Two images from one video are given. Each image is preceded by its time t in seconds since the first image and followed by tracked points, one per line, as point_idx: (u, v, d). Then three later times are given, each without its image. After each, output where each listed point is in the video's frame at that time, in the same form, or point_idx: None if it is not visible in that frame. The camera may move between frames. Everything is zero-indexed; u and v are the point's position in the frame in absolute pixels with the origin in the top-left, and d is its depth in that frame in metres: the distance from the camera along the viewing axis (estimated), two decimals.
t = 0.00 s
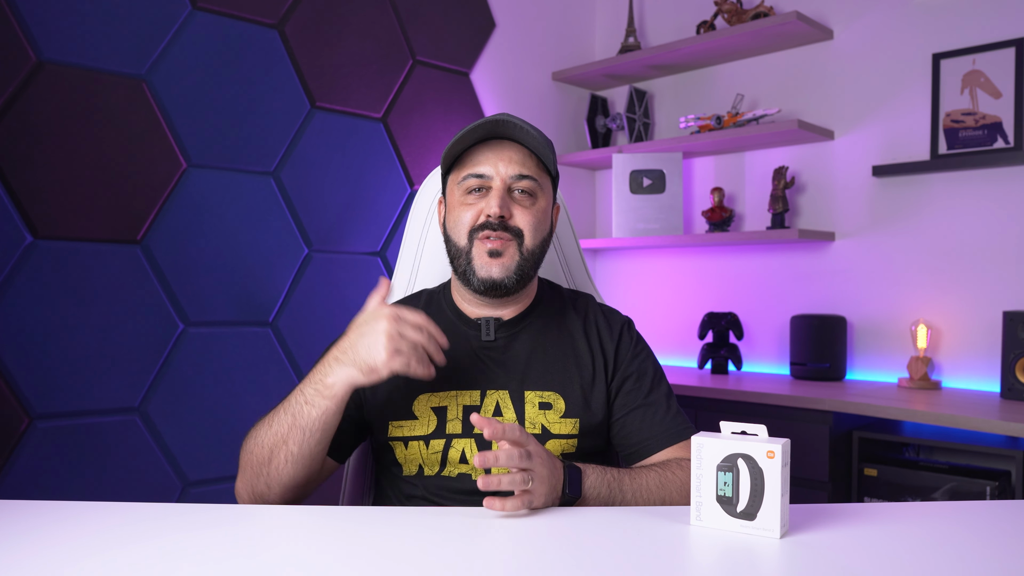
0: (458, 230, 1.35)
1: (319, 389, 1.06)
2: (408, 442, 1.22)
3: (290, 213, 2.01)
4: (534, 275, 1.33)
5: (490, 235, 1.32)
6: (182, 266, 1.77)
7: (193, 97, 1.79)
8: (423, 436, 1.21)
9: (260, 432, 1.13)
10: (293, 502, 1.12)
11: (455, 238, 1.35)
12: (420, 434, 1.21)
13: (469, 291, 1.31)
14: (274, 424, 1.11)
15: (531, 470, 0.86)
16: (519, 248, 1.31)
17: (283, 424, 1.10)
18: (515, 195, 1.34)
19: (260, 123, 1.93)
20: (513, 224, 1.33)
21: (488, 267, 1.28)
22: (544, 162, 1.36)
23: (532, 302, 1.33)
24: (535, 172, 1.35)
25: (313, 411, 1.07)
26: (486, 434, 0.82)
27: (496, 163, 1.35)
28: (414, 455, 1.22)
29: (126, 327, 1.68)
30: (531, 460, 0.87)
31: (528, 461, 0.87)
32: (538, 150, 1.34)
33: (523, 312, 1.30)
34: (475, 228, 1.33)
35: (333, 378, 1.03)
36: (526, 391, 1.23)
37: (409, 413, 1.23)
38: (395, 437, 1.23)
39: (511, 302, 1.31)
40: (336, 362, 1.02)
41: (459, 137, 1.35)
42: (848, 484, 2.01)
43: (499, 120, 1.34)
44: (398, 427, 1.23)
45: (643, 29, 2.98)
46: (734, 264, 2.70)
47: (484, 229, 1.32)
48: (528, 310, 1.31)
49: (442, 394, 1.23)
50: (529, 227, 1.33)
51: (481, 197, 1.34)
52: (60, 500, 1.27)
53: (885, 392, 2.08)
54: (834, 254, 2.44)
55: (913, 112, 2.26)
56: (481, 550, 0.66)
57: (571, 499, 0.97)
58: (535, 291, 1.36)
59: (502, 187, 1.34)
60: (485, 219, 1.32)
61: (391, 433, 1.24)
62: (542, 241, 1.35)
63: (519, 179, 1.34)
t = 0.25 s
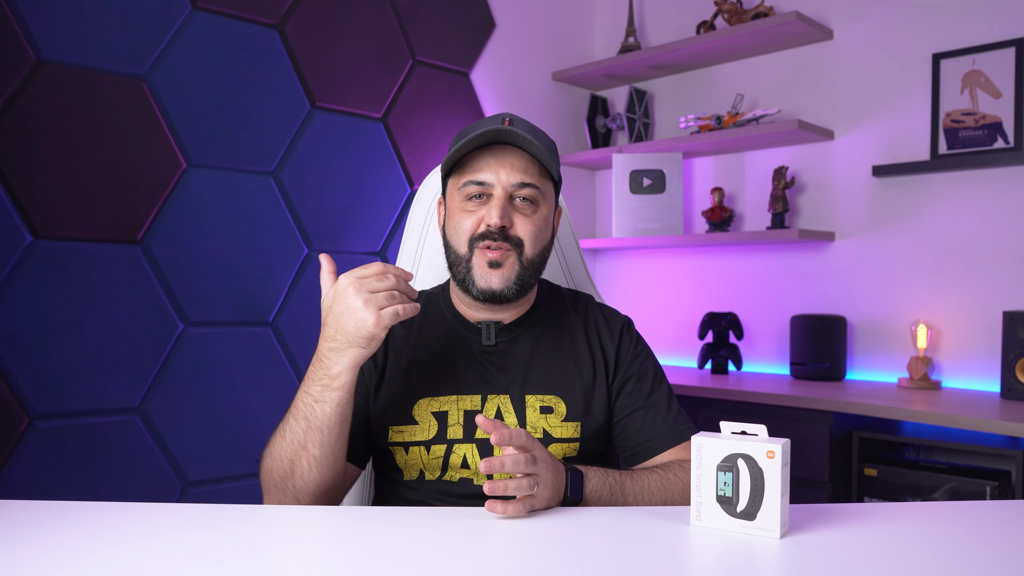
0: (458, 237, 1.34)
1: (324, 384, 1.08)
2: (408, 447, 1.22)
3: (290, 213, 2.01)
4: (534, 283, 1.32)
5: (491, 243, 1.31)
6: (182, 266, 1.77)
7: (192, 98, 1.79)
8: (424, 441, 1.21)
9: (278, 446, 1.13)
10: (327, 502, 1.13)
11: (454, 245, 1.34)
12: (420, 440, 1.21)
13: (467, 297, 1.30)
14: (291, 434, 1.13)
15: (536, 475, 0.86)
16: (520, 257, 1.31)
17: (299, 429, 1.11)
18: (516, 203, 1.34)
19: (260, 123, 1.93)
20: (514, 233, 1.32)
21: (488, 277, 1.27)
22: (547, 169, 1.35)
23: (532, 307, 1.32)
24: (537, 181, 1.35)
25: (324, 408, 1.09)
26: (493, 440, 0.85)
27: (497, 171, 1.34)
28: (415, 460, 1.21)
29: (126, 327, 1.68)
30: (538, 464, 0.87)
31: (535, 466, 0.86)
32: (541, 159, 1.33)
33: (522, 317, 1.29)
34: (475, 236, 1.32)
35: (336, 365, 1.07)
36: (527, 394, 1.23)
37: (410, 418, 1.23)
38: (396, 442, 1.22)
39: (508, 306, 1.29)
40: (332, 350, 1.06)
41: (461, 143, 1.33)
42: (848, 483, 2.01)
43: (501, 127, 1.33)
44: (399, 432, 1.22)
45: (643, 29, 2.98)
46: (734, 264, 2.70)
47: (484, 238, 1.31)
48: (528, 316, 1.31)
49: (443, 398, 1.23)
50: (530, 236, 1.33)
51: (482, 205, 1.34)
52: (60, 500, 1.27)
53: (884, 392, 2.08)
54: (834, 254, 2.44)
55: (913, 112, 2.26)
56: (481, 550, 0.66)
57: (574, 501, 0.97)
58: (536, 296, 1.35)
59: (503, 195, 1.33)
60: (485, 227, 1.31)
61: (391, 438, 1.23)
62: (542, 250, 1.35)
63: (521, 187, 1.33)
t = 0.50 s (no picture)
0: (463, 241, 1.34)
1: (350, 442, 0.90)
2: (412, 447, 1.22)
3: (290, 213, 2.01)
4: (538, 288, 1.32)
5: (495, 248, 1.30)
6: (183, 266, 1.77)
7: (192, 98, 1.79)
8: (427, 441, 1.22)
9: (286, 475, 1.07)
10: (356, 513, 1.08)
11: (460, 250, 1.34)
12: (424, 440, 1.21)
13: (472, 301, 1.30)
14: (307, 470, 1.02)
15: (535, 476, 0.86)
16: (525, 262, 1.30)
17: (323, 475, 0.98)
18: (521, 206, 1.33)
19: (261, 123, 1.93)
20: (518, 238, 1.32)
21: (492, 281, 1.26)
22: (551, 172, 1.34)
23: (536, 309, 1.31)
24: (542, 184, 1.34)
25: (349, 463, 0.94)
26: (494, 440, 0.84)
27: (501, 174, 1.33)
28: (418, 460, 1.22)
29: (126, 328, 1.68)
30: (538, 466, 0.87)
31: (535, 468, 0.86)
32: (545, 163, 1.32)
33: (527, 318, 1.28)
34: (480, 241, 1.32)
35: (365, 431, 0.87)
36: (530, 395, 1.23)
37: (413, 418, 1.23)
38: (399, 441, 1.22)
39: (512, 310, 1.28)
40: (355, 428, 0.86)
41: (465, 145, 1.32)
42: (848, 483, 2.01)
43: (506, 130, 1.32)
44: (403, 432, 1.23)
45: (643, 29, 2.98)
46: (734, 264, 2.70)
47: (489, 243, 1.31)
48: (532, 317, 1.30)
49: (447, 399, 1.23)
50: (534, 241, 1.33)
51: (486, 209, 1.33)
52: (60, 500, 1.27)
53: (884, 392, 2.08)
54: (835, 254, 2.44)
55: (913, 112, 2.26)
56: (481, 550, 0.66)
57: (574, 501, 0.97)
58: (541, 297, 1.35)
59: (508, 199, 1.32)
60: (490, 233, 1.31)
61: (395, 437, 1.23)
62: (547, 254, 1.35)
63: (525, 191, 1.33)
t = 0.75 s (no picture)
0: (468, 239, 1.34)
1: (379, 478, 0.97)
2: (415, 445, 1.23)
3: (290, 213, 2.01)
4: (543, 285, 1.32)
5: (500, 245, 1.30)
6: (182, 266, 1.77)
7: (192, 98, 1.79)
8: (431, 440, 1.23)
9: (296, 478, 1.10)
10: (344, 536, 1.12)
11: (464, 247, 1.34)
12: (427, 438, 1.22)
13: (476, 299, 1.29)
14: (320, 481, 1.07)
15: (534, 468, 0.86)
16: (529, 258, 1.30)
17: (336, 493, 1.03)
18: (525, 203, 1.33)
19: (261, 123, 1.93)
20: (523, 234, 1.32)
21: (497, 278, 1.26)
22: (555, 168, 1.34)
23: (541, 309, 1.31)
24: (546, 180, 1.34)
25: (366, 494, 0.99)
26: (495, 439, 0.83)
27: (505, 171, 1.33)
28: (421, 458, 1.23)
29: (126, 328, 1.68)
30: (537, 456, 0.87)
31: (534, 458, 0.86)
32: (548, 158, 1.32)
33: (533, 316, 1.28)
34: (485, 238, 1.32)
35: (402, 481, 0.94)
36: (534, 395, 1.23)
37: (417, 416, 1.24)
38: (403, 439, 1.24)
39: (519, 309, 1.28)
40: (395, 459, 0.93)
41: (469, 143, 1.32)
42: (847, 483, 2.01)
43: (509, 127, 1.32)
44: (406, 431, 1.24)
45: (643, 29, 2.98)
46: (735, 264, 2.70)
47: (494, 240, 1.31)
48: (537, 317, 1.30)
49: (451, 398, 1.23)
50: (539, 236, 1.33)
51: (491, 206, 1.33)
52: (60, 500, 1.27)
53: (884, 392, 2.08)
54: (835, 254, 2.44)
55: (912, 112, 2.26)
56: (482, 551, 0.66)
57: (574, 502, 0.98)
58: (545, 296, 1.34)
59: (512, 195, 1.32)
60: (495, 229, 1.31)
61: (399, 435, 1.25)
62: (551, 250, 1.35)
63: (529, 187, 1.33)
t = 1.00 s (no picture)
0: (466, 229, 1.34)
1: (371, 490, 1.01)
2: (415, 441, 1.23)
3: (290, 214, 2.01)
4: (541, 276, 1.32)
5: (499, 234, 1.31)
6: (182, 266, 1.77)
7: (192, 98, 1.79)
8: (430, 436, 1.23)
9: (293, 484, 1.13)
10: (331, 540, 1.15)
11: (463, 238, 1.34)
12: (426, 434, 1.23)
13: (475, 290, 1.29)
14: (315, 490, 1.10)
15: (531, 474, 0.87)
16: (528, 247, 1.31)
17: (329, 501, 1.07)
18: (523, 194, 1.34)
19: (261, 123, 1.93)
20: (521, 224, 1.32)
21: (497, 267, 1.26)
22: (552, 160, 1.36)
23: (540, 304, 1.32)
24: (543, 171, 1.36)
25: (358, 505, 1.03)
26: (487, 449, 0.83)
27: (503, 162, 1.35)
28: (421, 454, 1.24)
29: (126, 328, 1.68)
30: (533, 463, 0.87)
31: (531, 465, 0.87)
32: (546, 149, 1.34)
33: (530, 314, 1.29)
34: (484, 228, 1.32)
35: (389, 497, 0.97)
36: (533, 391, 1.23)
37: (416, 413, 1.25)
38: (403, 436, 1.25)
39: (518, 302, 1.29)
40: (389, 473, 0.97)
41: (467, 135, 1.34)
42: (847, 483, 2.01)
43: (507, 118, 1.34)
44: (406, 428, 1.25)
45: (643, 29, 2.98)
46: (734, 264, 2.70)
47: (493, 229, 1.31)
48: (536, 312, 1.30)
49: (449, 394, 1.23)
50: (538, 227, 1.33)
51: (489, 197, 1.34)
52: (60, 500, 1.27)
53: (884, 392, 2.08)
54: (835, 254, 2.44)
55: (912, 112, 2.26)
56: (481, 551, 0.66)
57: (575, 500, 0.97)
58: (542, 291, 1.35)
59: (510, 185, 1.33)
60: (494, 219, 1.32)
61: (399, 432, 1.26)
62: (549, 241, 1.35)
63: (527, 178, 1.34)
